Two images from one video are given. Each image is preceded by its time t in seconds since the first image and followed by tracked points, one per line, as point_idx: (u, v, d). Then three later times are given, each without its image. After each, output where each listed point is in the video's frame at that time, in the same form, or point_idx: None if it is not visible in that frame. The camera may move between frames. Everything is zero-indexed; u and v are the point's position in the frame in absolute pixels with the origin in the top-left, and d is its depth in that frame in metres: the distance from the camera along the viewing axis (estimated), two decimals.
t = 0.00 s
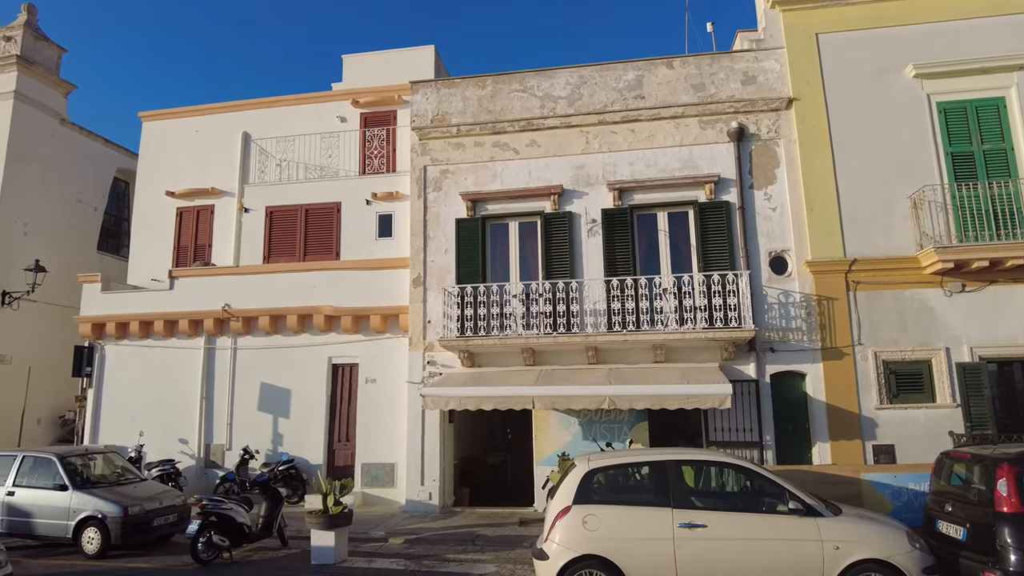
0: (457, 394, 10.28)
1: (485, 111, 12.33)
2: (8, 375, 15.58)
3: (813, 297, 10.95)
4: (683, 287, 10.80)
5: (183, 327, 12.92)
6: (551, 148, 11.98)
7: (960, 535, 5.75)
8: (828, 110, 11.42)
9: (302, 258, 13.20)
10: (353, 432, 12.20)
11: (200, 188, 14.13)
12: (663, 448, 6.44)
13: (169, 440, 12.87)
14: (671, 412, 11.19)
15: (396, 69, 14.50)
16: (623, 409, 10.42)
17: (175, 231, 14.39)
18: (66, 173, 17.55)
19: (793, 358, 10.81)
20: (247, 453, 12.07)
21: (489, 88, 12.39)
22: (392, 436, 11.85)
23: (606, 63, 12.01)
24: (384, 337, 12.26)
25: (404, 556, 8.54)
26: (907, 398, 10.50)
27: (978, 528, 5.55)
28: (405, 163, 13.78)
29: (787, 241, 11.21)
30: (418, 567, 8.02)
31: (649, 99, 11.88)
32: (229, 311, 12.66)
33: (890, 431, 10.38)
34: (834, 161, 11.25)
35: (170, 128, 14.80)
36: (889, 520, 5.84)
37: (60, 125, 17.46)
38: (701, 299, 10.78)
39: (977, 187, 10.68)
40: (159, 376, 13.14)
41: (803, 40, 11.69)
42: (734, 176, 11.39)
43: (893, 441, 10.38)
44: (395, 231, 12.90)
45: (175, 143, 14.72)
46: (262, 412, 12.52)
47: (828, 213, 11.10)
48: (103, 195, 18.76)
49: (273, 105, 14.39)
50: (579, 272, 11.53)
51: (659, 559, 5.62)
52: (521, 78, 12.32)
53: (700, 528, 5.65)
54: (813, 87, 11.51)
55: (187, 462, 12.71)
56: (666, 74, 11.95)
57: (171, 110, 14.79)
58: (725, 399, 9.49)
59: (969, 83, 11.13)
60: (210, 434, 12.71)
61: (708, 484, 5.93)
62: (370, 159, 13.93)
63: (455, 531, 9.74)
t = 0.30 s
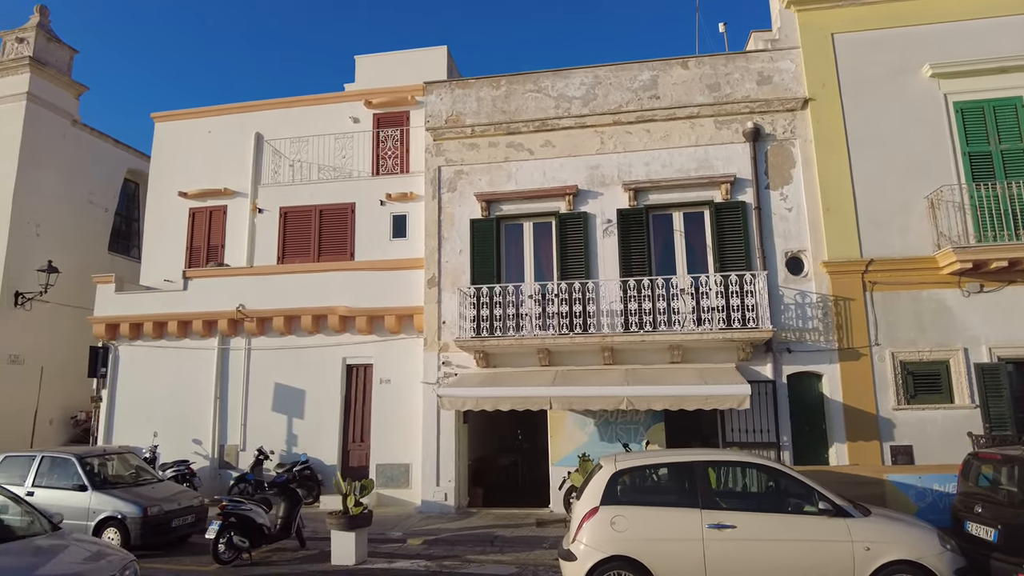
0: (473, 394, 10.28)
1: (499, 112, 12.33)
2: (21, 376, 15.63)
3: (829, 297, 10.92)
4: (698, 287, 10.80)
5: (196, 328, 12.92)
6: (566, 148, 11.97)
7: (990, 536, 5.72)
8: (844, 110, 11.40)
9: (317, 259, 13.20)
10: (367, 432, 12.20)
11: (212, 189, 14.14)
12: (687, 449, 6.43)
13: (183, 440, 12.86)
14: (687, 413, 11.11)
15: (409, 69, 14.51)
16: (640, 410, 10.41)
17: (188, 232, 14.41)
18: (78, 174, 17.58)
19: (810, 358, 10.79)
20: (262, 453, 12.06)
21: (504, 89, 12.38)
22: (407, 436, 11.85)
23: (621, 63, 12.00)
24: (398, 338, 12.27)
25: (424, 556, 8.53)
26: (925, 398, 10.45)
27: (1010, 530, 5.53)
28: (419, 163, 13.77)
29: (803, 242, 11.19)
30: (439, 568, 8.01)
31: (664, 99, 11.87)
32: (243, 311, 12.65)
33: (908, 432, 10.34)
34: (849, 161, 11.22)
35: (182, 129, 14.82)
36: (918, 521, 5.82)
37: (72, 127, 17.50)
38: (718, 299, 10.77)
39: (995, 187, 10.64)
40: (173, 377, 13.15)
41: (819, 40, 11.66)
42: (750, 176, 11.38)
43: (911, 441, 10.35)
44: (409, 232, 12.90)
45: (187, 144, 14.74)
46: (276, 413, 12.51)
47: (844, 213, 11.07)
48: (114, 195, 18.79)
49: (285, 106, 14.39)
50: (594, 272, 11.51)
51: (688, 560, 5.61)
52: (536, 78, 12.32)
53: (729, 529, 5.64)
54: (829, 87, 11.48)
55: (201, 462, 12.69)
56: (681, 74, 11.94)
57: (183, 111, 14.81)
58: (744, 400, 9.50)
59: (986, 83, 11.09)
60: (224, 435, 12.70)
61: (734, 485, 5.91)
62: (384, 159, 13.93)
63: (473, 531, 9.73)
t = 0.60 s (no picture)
0: (487, 393, 10.28)
1: (511, 110, 12.31)
2: (31, 375, 15.65)
3: (843, 296, 10.91)
4: (711, 286, 10.80)
5: (207, 327, 12.90)
6: (578, 147, 11.95)
7: (1015, 536, 5.71)
8: (858, 108, 11.37)
9: (328, 258, 13.20)
10: (379, 431, 12.20)
11: (222, 188, 14.13)
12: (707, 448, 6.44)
13: (194, 439, 12.85)
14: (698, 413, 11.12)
15: (419, 68, 14.49)
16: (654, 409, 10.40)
17: (197, 231, 14.41)
18: (86, 173, 17.57)
19: (823, 357, 10.78)
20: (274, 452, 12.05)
21: (515, 87, 12.36)
22: (420, 435, 11.85)
23: (633, 61, 11.99)
24: (410, 337, 12.27)
25: (441, 555, 8.53)
26: (939, 397, 10.43)
27: None
28: (430, 162, 13.76)
29: (816, 240, 11.18)
30: (457, 567, 8.00)
31: (676, 97, 11.86)
32: (254, 310, 12.62)
33: (922, 431, 10.32)
34: (863, 159, 11.21)
35: (191, 128, 14.81)
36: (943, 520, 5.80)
37: (80, 126, 17.49)
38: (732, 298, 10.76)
39: (1009, 185, 10.61)
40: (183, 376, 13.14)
41: (832, 38, 11.63)
42: (763, 174, 11.38)
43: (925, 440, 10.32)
44: (421, 231, 12.90)
45: (198, 143, 14.73)
46: (288, 412, 12.50)
47: (857, 212, 11.06)
48: (121, 194, 18.78)
49: (295, 105, 14.38)
50: (607, 271, 11.49)
51: (713, 560, 5.60)
52: (548, 77, 12.29)
53: (754, 528, 5.64)
54: (842, 85, 11.46)
55: (212, 461, 12.67)
56: (693, 73, 11.92)
57: (193, 110, 14.80)
58: (759, 399, 9.52)
59: (1000, 82, 11.07)
60: (235, 434, 12.68)
61: (756, 484, 5.92)
62: (394, 158, 13.92)
63: (488, 530, 9.72)
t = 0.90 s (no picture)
0: (504, 390, 10.24)
1: (524, 106, 12.25)
2: (41, 372, 15.63)
3: (859, 291, 10.86)
4: (727, 282, 10.76)
5: (218, 324, 12.84)
6: (591, 142, 11.89)
7: None
8: (874, 103, 11.30)
9: (341, 254, 13.15)
10: (392, 428, 12.16)
11: (232, 184, 14.08)
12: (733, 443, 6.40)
13: (206, 437, 12.78)
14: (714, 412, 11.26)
15: (430, 64, 14.43)
16: (670, 405, 10.36)
17: (207, 227, 14.35)
18: (94, 170, 17.52)
19: (840, 353, 10.72)
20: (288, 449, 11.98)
21: (528, 83, 12.30)
22: (434, 432, 11.81)
23: (647, 56, 11.93)
24: (423, 333, 12.23)
25: (461, 553, 8.47)
26: (957, 393, 10.38)
27: None
28: (441, 158, 13.70)
29: (832, 236, 11.13)
30: (478, 564, 7.95)
31: (690, 92, 11.80)
32: (266, 307, 12.55)
33: (940, 427, 10.26)
34: (880, 154, 11.14)
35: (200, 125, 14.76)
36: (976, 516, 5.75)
37: (88, 123, 17.43)
38: (748, 294, 10.72)
39: None
40: (195, 373, 13.08)
41: (848, 32, 11.56)
42: (779, 169, 11.33)
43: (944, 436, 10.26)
44: (434, 227, 12.85)
45: (207, 139, 14.67)
46: (301, 409, 12.43)
47: (874, 207, 11.00)
48: (128, 191, 18.72)
49: (306, 101, 14.31)
50: (621, 266, 11.43)
51: (742, 556, 5.58)
52: (561, 72, 12.23)
53: (785, 523, 5.61)
54: (858, 80, 11.39)
55: (224, 459, 12.59)
56: (707, 68, 11.86)
57: (202, 106, 14.75)
58: (777, 395, 9.50)
59: (1018, 75, 11.00)
60: (247, 432, 12.61)
61: (786, 480, 5.89)
62: (406, 154, 13.87)
63: (505, 527, 9.68)
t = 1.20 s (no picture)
0: (519, 388, 10.17)
1: (536, 102, 12.16)
2: (48, 371, 15.56)
3: (875, 289, 10.78)
4: (742, 280, 10.70)
5: (229, 322, 12.76)
6: (604, 139, 11.81)
7: None
8: (890, 99, 11.21)
9: (352, 252, 13.09)
10: (404, 427, 12.10)
11: (241, 182, 14.01)
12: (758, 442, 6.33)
13: (216, 436, 12.68)
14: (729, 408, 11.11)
15: (440, 60, 14.35)
16: (686, 403, 10.29)
17: (216, 225, 14.28)
18: (101, 168, 17.45)
19: (856, 351, 10.65)
20: (299, 448, 11.92)
21: (541, 79, 12.20)
22: (446, 431, 11.75)
23: (661, 52, 11.85)
24: (434, 332, 12.16)
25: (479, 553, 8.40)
26: (975, 392, 10.32)
27: None
28: (452, 156, 13.61)
29: (848, 233, 11.05)
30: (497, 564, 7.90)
31: (704, 89, 11.72)
32: (277, 306, 12.47)
33: (959, 426, 10.18)
34: (896, 151, 11.05)
35: (208, 122, 14.68)
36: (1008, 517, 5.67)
37: (95, 120, 17.36)
38: (764, 292, 10.65)
39: None
40: (204, 371, 12.98)
41: (863, 28, 11.46)
42: (794, 166, 11.25)
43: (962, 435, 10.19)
44: (445, 225, 12.78)
45: (215, 137, 14.59)
46: (312, 408, 12.36)
47: (890, 204, 10.92)
48: (135, 189, 18.65)
49: (315, 98, 14.23)
50: (635, 264, 11.35)
51: (771, 556, 5.53)
52: (574, 68, 12.14)
53: (814, 524, 5.56)
54: (873, 76, 11.30)
55: (235, 458, 12.50)
56: (722, 64, 11.78)
57: (210, 103, 14.66)
58: (795, 393, 9.44)
59: None
60: (257, 431, 12.49)
61: (815, 480, 5.82)
62: (416, 151, 13.80)
63: (521, 527, 9.62)
